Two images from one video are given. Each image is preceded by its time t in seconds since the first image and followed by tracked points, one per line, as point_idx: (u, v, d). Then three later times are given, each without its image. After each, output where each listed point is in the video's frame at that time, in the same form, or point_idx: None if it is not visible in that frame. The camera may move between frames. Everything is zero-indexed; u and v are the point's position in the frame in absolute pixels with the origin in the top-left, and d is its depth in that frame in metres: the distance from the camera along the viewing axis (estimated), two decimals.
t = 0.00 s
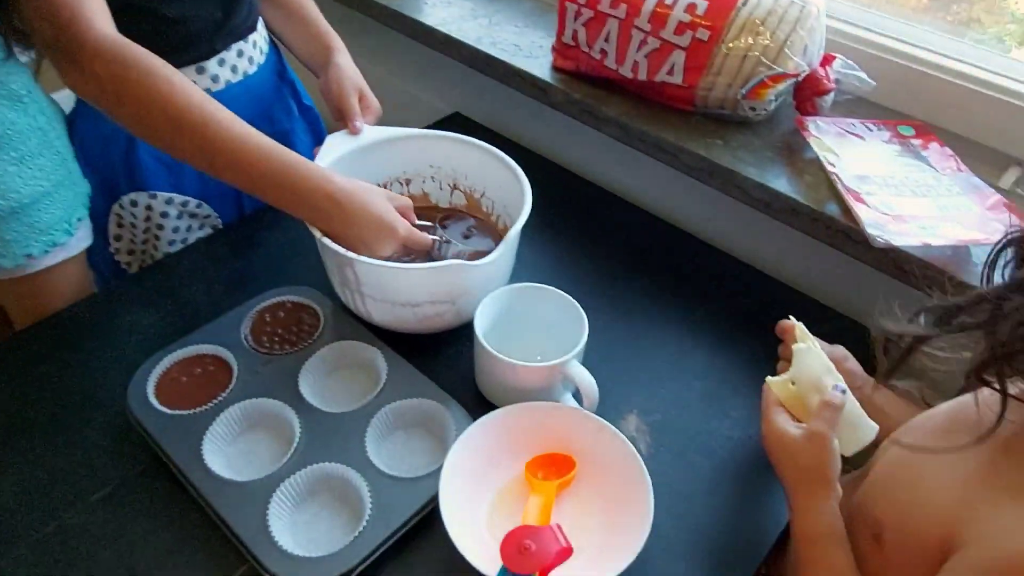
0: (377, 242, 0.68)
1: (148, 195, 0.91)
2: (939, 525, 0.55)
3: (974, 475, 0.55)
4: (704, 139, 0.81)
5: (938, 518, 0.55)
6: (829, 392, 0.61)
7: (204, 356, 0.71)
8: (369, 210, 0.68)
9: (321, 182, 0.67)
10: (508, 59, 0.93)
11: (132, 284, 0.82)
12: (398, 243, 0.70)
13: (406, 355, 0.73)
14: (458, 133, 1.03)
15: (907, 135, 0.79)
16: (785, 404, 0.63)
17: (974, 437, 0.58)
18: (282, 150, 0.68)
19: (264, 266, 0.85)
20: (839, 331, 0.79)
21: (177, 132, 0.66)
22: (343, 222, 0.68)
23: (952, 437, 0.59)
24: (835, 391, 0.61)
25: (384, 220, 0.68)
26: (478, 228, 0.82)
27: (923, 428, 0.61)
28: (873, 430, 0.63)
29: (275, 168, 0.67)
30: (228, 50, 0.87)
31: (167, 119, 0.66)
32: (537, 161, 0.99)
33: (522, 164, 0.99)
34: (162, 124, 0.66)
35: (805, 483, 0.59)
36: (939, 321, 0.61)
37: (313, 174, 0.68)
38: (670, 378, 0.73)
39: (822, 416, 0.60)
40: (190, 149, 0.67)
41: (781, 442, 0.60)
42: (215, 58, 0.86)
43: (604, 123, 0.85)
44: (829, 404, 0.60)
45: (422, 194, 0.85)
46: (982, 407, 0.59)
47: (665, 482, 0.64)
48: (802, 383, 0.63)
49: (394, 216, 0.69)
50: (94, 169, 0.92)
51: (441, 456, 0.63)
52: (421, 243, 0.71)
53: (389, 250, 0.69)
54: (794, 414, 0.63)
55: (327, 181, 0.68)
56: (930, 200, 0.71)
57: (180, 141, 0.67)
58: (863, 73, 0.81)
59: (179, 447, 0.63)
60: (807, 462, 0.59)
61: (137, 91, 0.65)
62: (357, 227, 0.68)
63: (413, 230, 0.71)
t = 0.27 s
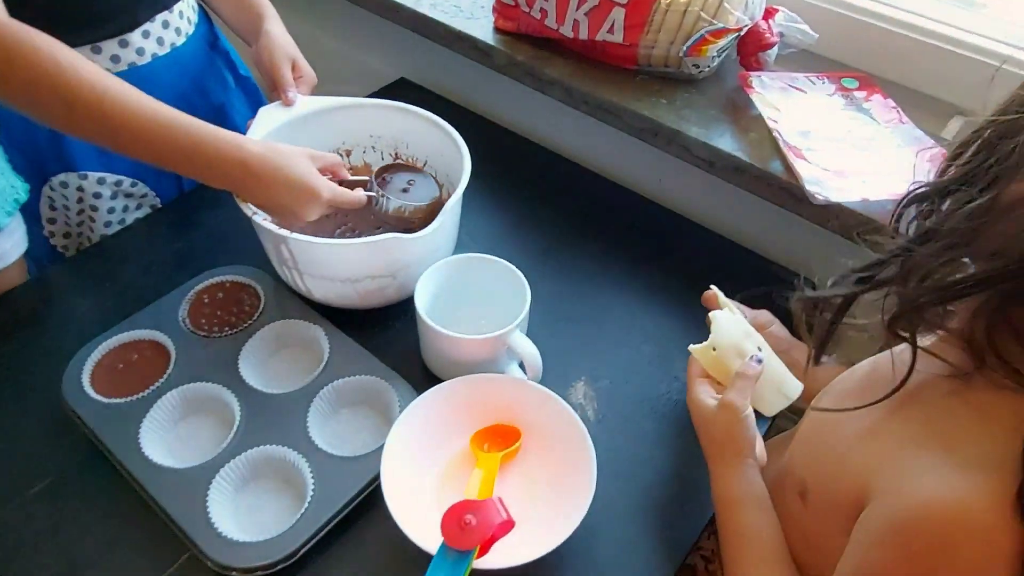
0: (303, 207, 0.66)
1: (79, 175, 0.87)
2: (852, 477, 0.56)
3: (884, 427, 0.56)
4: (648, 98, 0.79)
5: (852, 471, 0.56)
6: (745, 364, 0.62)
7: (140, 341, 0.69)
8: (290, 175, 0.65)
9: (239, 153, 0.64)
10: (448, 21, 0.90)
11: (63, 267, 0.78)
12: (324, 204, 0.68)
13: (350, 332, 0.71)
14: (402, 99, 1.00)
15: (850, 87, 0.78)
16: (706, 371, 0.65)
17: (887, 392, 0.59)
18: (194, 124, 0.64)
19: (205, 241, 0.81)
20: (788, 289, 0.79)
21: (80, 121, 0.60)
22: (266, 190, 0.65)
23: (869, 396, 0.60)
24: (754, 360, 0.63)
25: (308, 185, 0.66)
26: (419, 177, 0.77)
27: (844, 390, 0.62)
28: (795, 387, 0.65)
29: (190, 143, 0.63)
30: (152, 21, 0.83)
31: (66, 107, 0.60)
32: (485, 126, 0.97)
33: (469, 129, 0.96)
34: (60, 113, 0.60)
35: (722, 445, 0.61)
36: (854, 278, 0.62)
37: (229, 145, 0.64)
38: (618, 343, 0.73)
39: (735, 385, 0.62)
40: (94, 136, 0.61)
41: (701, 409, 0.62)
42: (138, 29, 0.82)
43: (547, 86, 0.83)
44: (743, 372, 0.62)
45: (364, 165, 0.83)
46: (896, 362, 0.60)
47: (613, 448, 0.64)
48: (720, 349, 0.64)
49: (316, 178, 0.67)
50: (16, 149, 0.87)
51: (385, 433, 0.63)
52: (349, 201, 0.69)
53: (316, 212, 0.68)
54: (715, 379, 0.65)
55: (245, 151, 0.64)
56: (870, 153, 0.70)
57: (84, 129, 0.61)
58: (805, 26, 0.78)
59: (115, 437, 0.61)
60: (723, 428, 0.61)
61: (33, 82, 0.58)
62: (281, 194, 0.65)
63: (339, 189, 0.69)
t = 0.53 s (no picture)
0: (240, 170, 0.65)
1: (18, 168, 0.84)
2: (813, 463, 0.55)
3: (843, 410, 0.55)
4: (605, 73, 0.78)
5: (813, 457, 0.55)
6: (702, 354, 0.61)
7: (89, 341, 0.66)
8: (222, 138, 0.64)
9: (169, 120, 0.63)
10: None
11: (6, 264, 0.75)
12: (262, 168, 0.66)
13: (306, 324, 0.70)
14: (357, 80, 0.97)
15: (809, 56, 0.77)
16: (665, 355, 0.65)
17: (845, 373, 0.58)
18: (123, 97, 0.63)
19: (156, 233, 0.79)
20: (750, 263, 0.79)
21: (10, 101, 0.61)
22: (200, 156, 0.64)
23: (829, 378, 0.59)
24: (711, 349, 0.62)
25: (240, 148, 0.64)
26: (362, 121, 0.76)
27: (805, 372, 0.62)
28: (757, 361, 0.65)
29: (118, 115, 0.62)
30: (86, 5, 0.79)
31: None
32: (442, 105, 0.95)
33: (426, 109, 0.94)
34: None
35: (685, 437, 0.60)
36: (806, 262, 0.62)
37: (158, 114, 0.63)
38: (580, 325, 0.72)
39: (694, 375, 0.61)
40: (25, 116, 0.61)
41: (661, 399, 0.62)
42: (72, 15, 0.78)
43: (502, 63, 0.81)
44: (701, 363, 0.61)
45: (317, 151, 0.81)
46: (853, 342, 0.59)
47: (576, 432, 0.64)
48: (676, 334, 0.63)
49: (251, 140, 0.65)
50: None
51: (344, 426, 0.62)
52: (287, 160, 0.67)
53: (254, 176, 0.66)
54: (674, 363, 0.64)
55: (174, 118, 0.63)
56: (828, 124, 0.70)
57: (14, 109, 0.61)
58: None
59: (64, 441, 0.59)
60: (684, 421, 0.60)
61: None
62: (215, 159, 0.64)
63: (273, 150, 0.67)
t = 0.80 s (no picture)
0: (208, 141, 0.64)
1: None
2: (821, 462, 0.54)
3: (852, 408, 0.54)
4: (595, 66, 0.76)
5: (821, 455, 0.54)
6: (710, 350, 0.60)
7: (73, 349, 0.64)
8: (189, 106, 0.63)
9: (136, 88, 0.64)
10: None
11: None
12: (231, 138, 0.65)
13: (295, 327, 0.69)
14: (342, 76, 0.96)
15: (801, 45, 0.76)
16: (669, 343, 0.64)
17: (854, 371, 0.57)
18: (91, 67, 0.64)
19: (141, 237, 0.77)
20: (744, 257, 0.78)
21: None
22: (167, 125, 0.63)
23: (837, 375, 0.58)
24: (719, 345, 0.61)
25: (208, 117, 0.63)
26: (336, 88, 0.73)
27: (811, 368, 0.61)
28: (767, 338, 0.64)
29: (87, 86, 0.63)
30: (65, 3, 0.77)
31: None
32: (430, 101, 0.93)
33: (414, 105, 0.93)
34: None
35: (688, 435, 0.59)
36: (813, 258, 0.61)
37: (125, 82, 0.64)
38: (574, 323, 0.71)
39: (700, 370, 0.60)
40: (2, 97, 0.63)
41: (666, 397, 0.61)
42: (50, 12, 0.76)
43: (489, 57, 0.80)
44: (706, 358, 0.61)
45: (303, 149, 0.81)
46: (862, 340, 0.58)
47: (571, 432, 0.63)
48: (681, 323, 0.63)
49: (218, 108, 0.64)
50: None
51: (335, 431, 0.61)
52: (257, 130, 0.65)
53: (224, 147, 0.65)
54: (679, 350, 0.64)
55: (141, 86, 0.64)
56: (822, 116, 0.68)
57: None
58: None
59: (48, 452, 0.57)
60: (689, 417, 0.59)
61: None
62: (182, 128, 0.63)
63: (244, 119, 0.65)
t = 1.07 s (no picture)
0: (208, 129, 0.64)
1: (10, 176, 0.82)
2: (835, 459, 0.54)
3: (866, 404, 0.55)
4: (598, 68, 0.77)
5: (836, 452, 0.55)
6: (720, 350, 0.61)
7: (86, 355, 0.65)
8: (189, 93, 0.64)
9: (136, 76, 0.64)
10: None
11: None
12: (230, 125, 0.65)
13: (304, 331, 0.69)
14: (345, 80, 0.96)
15: (803, 46, 0.76)
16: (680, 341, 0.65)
17: (870, 369, 0.57)
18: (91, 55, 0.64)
19: (150, 242, 0.78)
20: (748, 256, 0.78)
21: None
22: (168, 112, 0.64)
23: (852, 373, 0.59)
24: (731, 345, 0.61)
25: (206, 102, 0.64)
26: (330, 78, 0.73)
27: (829, 363, 0.61)
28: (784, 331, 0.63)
29: (88, 74, 0.64)
30: (74, 9, 0.79)
31: None
32: (434, 103, 0.94)
33: (417, 108, 0.93)
34: None
35: (698, 432, 0.60)
36: (832, 252, 0.60)
37: (125, 69, 0.64)
38: (579, 324, 0.71)
39: (710, 369, 0.61)
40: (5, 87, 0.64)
41: (677, 394, 0.61)
42: (59, 19, 0.78)
43: (493, 60, 0.81)
44: (717, 356, 0.61)
45: (309, 154, 0.82)
46: (878, 336, 0.59)
47: (579, 432, 0.63)
48: (693, 322, 0.64)
49: (216, 95, 0.64)
50: None
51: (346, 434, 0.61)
52: (256, 117, 0.65)
53: (223, 134, 0.65)
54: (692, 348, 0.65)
55: (139, 73, 0.64)
56: (825, 116, 0.69)
57: None
58: None
59: (64, 457, 0.58)
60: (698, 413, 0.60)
61: None
62: (182, 115, 0.64)
63: (242, 105, 0.65)
